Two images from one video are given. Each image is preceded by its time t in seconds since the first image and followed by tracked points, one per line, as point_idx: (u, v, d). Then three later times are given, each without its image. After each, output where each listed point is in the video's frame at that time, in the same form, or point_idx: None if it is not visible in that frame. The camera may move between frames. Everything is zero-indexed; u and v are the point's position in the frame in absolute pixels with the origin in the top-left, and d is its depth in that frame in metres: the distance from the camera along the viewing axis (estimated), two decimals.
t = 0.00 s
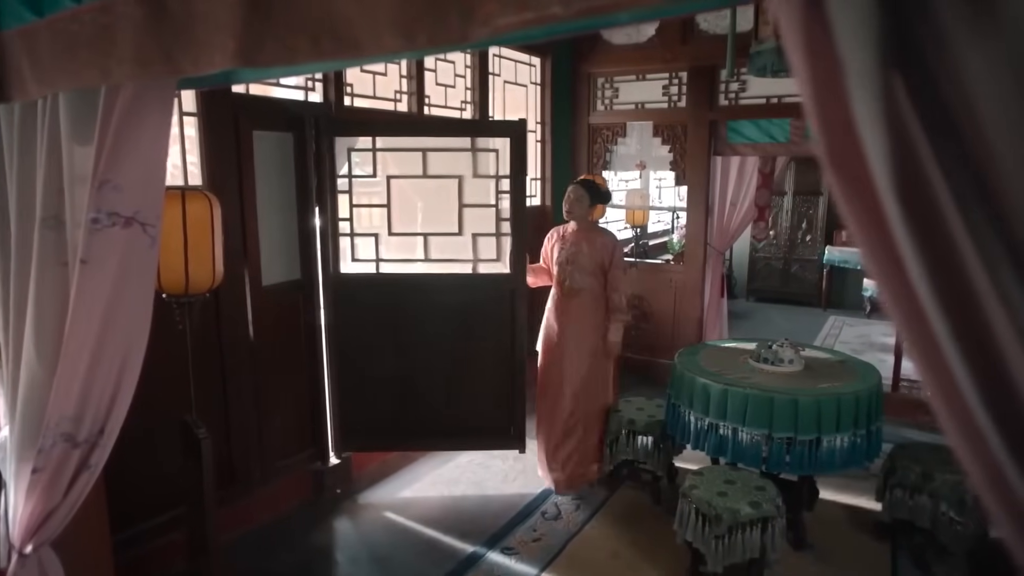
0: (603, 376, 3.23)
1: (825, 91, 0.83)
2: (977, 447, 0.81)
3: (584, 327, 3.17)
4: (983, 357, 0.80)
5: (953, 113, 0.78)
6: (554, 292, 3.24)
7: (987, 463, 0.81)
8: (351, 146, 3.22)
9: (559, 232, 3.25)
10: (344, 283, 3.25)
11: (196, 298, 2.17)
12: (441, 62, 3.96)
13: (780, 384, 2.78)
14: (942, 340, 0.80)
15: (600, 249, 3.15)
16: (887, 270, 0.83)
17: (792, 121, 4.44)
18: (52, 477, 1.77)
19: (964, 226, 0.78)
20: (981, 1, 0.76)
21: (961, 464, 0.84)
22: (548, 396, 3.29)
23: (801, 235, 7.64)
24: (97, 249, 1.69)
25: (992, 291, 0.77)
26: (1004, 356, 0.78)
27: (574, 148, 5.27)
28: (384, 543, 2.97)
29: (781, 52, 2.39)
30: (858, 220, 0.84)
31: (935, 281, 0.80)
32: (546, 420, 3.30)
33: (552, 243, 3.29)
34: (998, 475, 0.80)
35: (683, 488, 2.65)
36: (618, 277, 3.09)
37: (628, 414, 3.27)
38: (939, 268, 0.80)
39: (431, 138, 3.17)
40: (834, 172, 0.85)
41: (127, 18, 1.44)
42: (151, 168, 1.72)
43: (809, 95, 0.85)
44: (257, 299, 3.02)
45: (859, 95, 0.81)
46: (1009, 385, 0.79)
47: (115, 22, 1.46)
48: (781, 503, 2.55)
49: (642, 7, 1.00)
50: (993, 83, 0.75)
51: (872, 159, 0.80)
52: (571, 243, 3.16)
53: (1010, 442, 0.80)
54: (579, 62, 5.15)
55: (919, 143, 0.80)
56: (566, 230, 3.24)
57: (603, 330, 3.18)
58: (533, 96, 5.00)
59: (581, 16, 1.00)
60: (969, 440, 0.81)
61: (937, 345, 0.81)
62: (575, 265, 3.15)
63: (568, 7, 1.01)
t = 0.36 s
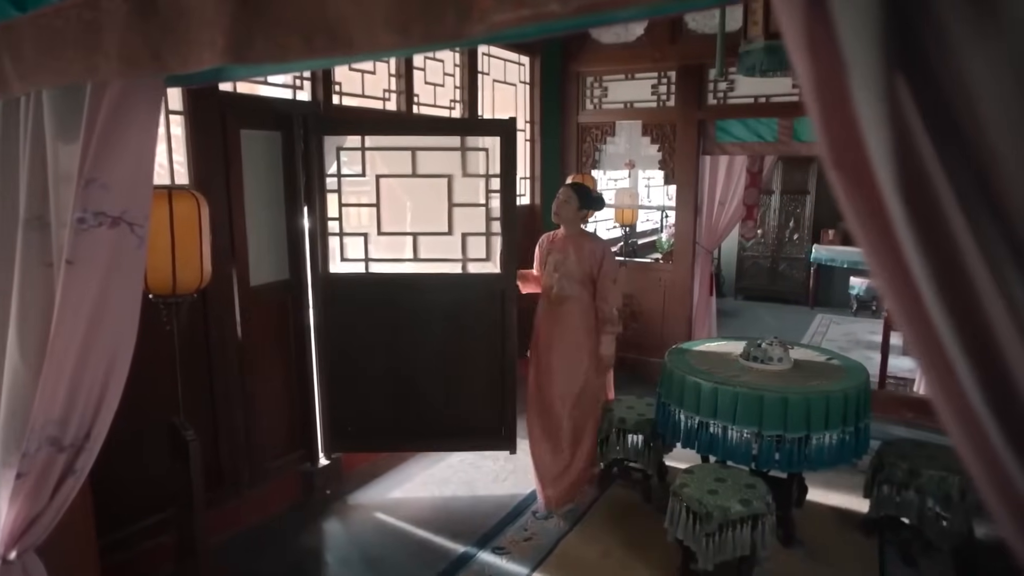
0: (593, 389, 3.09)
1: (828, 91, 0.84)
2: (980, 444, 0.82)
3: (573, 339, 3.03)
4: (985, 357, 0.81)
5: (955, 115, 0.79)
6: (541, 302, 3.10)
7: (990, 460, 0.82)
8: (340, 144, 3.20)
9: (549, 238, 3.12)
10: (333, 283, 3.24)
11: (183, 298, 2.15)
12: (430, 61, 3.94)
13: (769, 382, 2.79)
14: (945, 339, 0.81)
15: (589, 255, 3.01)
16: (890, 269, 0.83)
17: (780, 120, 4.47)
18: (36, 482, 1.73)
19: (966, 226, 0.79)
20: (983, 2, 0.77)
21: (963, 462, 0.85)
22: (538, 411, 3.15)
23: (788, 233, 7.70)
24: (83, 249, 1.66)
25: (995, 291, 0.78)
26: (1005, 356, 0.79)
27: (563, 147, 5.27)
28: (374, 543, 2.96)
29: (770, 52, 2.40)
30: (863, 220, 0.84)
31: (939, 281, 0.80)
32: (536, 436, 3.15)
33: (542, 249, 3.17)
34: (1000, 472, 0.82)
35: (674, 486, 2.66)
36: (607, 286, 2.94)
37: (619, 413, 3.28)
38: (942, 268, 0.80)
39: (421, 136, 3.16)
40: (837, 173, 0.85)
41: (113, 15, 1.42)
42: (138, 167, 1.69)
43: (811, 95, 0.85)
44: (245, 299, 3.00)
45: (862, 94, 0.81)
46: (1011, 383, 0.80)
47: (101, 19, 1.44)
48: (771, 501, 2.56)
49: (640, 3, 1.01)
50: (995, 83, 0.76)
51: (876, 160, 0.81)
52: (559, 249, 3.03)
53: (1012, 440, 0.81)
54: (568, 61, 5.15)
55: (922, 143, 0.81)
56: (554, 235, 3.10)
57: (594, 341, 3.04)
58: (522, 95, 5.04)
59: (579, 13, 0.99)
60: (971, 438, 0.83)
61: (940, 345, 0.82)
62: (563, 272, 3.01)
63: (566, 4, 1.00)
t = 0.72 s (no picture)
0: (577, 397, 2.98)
1: (832, 92, 0.85)
2: (981, 440, 0.84)
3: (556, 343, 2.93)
4: (985, 352, 0.83)
5: (958, 118, 0.82)
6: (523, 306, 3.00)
7: (990, 455, 0.84)
8: (328, 143, 3.19)
9: (530, 240, 3.03)
10: (321, 282, 3.21)
11: (169, 298, 2.12)
12: (418, 59, 3.92)
13: (758, 379, 2.81)
14: (947, 337, 0.83)
15: (572, 256, 2.92)
16: (893, 268, 0.85)
17: (767, 119, 4.49)
18: (20, 486, 1.70)
19: (968, 226, 0.81)
20: (985, 5, 0.79)
21: (963, 458, 0.87)
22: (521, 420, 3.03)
23: (775, 231, 7.75)
24: (67, 248, 1.64)
25: (996, 290, 0.81)
26: (1004, 353, 0.82)
27: (551, 146, 5.26)
28: (364, 544, 2.95)
29: (758, 51, 2.40)
30: (865, 221, 0.86)
31: (942, 280, 0.83)
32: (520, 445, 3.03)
33: (523, 253, 3.08)
34: (998, 466, 0.84)
35: (664, 485, 2.66)
36: (589, 287, 2.85)
37: (608, 411, 3.28)
38: (944, 267, 0.83)
39: (409, 135, 3.15)
40: (839, 174, 0.87)
41: (98, 10, 1.40)
42: (123, 166, 1.67)
43: (815, 97, 0.87)
44: (232, 299, 2.98)
45: (866, 97, 0.83)
46: (1009, 378, 0.82)
47: (85, 14, 1.41)
48: (760, 498, 2.58)
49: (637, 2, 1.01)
50: (998, 84, 0.78)
51: (880, 162, 0.83)
52: (541, 251, 2.95)
53: (1011, 435, 0.83)
54: (556, 60, 5.14)
55: (924, 146, 0.83)
56: (536, 236, 3.01)
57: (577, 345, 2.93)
58: (511, 93, 4.96)
59: (575, 10, 0.99)
60: (972, 434, 0.85)
61: (943, 342, 0.84)
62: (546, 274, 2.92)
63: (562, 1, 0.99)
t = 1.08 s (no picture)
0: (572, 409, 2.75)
1: (837, 92, 0.86)
2: (981, 434, 0.87)
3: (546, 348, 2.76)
4: (988, 349, 0.85)
5: (961, 118, 0.82)
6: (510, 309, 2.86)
7: (991, 449, 0.87)
8: (315, 141, 3.16)
9: (515, 239, 2.87)
10: (309, 281, 3.19)
11: (154, 298, 2.10)
12: (405, 57, 3.90)
13: (746, 377, 2.82)
14: (950, 335, 0.85)
15: (561, 256, 2.75)
16: (897, 267, 0.87)
17: (753, 117, 4.51)
18: (4, 489, 1.68)
19: (971, 226, 0.83)
20: (989, 4, 0.80)
21: (966, 451, 0.89)
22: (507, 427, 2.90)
23: (761, 230, 7.79)
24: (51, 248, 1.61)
25: (1000, 289, 0.82)
26: (1005, 351, 0.84)
27: (540, 144, 5.26)
28: (353, 544, 2.93)
29: (746, 50, 2.42)
30: (870, 220, 0.87)
31: (945, 279, 0.84)
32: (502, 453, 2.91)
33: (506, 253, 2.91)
34: (1000, 458, 0.86)
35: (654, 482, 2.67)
36: (579, 288, 2.68)
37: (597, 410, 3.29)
38: (947, 267, 0.84)
39: (398, 133, 3.13)
40: (844, 173, 0.88)
41: (82, 6, 1.37)
42: (108, 165, 1.64)
43: (819, 96, 0.87)
44: (218, 299, 2.95)
45: (871, 97, 0.83)
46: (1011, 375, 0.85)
47: (69, 9, 1.39)
48: (749, 495, 2.59)
49: None
50: (1000, 85, 0.79)
51: (885, 163, 0.83)
52: (528, 251, 2.78)
53: (1012, 429, 0.86)
54: (543, 59, 5.13)
55: (928, 145, 0.84)
56: (522, 236, 2.84)
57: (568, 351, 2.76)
58: (498, 92, 4.95)
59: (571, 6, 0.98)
60: (973, 428, 0.87)
61: (946, 340, 0.86)
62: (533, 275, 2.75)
63: None
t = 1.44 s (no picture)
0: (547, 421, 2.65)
1: (842, 92, 0.86)
2: (987, 432, 0.88)
3: (542, 357, 2.65)
4: (992, 347, 0.86)
5: (965, 119, 0.83)
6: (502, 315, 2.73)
7: (995, 447, 0.87)
8: (301, 139, 3.15)
9: (507, 244, 2.74)
10: (296, 280, 3.16)
11: (139, 298, 2.07)
12: (392, 54, 3.87)
13: (734, 374, 2.84)
14: (954, 332, 0.86)
15: (561, 263, 2.66)
16: (902, 267, 0.88)
17: (740, 116, 4.54)
18: None
19: (975, 226, 0.83)
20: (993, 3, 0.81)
21: (969, 447, 0.90)
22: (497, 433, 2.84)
23: (747, 227, 7.83)
24: (33, 248, 1.58)
25: (1004, 287, 0.83)
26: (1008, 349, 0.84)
27: (527, 142, 5.25)
28: (341, 544, 2.91)
29: (733, 48, 2.43)
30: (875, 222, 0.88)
31: (948, 278, 0.85)
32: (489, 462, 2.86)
33: (495, 258, 2.77)
34: (1004, 454, 0.87)
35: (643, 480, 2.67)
36: (582, 296, 2.61)
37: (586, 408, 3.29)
38: (952, 266, 0.85)
39: (385, 131, 3.12)
40: (849, 175, 0.89)
41: None
42: (92, 163, 1.62)
43: (824, 96, 0.88)
44: (203, 299, 2.91)
45: (876, 97, 0.84)
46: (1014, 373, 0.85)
47: (51, 2, 1.36)
48: (738, 491, 2.60)
49: None
50: (1003, 85, 0.80)
51: (890, 162, 0.85)
52: (524, 256, 2.66)
53: (1015, 428, 0.87)
54: (531, 56, 5.12)
55: (931, 146, 0.84)
56: (515, 241, 2.73)
57: (564, 361, 2.66)
58: (485, 89, 4.93)
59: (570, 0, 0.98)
60: (977, 425, 0.88)
61: (950, 339, 0.87)
62: (532, 281, 2.64)
63: None
